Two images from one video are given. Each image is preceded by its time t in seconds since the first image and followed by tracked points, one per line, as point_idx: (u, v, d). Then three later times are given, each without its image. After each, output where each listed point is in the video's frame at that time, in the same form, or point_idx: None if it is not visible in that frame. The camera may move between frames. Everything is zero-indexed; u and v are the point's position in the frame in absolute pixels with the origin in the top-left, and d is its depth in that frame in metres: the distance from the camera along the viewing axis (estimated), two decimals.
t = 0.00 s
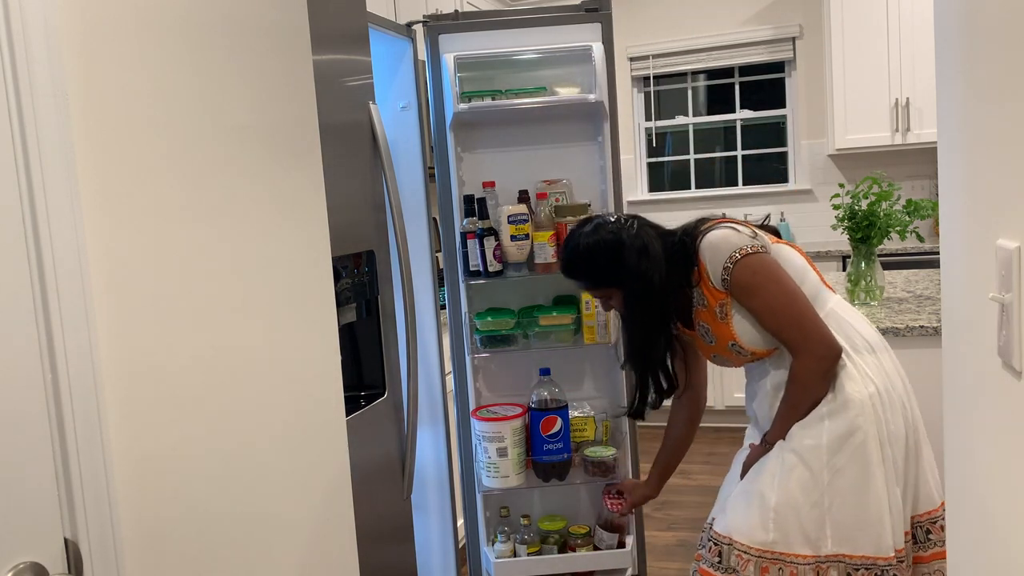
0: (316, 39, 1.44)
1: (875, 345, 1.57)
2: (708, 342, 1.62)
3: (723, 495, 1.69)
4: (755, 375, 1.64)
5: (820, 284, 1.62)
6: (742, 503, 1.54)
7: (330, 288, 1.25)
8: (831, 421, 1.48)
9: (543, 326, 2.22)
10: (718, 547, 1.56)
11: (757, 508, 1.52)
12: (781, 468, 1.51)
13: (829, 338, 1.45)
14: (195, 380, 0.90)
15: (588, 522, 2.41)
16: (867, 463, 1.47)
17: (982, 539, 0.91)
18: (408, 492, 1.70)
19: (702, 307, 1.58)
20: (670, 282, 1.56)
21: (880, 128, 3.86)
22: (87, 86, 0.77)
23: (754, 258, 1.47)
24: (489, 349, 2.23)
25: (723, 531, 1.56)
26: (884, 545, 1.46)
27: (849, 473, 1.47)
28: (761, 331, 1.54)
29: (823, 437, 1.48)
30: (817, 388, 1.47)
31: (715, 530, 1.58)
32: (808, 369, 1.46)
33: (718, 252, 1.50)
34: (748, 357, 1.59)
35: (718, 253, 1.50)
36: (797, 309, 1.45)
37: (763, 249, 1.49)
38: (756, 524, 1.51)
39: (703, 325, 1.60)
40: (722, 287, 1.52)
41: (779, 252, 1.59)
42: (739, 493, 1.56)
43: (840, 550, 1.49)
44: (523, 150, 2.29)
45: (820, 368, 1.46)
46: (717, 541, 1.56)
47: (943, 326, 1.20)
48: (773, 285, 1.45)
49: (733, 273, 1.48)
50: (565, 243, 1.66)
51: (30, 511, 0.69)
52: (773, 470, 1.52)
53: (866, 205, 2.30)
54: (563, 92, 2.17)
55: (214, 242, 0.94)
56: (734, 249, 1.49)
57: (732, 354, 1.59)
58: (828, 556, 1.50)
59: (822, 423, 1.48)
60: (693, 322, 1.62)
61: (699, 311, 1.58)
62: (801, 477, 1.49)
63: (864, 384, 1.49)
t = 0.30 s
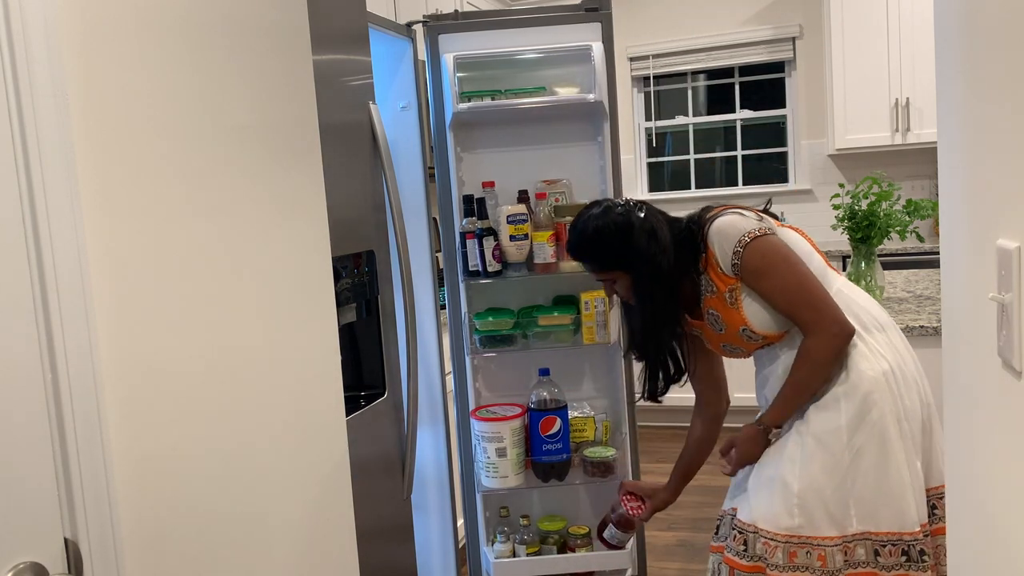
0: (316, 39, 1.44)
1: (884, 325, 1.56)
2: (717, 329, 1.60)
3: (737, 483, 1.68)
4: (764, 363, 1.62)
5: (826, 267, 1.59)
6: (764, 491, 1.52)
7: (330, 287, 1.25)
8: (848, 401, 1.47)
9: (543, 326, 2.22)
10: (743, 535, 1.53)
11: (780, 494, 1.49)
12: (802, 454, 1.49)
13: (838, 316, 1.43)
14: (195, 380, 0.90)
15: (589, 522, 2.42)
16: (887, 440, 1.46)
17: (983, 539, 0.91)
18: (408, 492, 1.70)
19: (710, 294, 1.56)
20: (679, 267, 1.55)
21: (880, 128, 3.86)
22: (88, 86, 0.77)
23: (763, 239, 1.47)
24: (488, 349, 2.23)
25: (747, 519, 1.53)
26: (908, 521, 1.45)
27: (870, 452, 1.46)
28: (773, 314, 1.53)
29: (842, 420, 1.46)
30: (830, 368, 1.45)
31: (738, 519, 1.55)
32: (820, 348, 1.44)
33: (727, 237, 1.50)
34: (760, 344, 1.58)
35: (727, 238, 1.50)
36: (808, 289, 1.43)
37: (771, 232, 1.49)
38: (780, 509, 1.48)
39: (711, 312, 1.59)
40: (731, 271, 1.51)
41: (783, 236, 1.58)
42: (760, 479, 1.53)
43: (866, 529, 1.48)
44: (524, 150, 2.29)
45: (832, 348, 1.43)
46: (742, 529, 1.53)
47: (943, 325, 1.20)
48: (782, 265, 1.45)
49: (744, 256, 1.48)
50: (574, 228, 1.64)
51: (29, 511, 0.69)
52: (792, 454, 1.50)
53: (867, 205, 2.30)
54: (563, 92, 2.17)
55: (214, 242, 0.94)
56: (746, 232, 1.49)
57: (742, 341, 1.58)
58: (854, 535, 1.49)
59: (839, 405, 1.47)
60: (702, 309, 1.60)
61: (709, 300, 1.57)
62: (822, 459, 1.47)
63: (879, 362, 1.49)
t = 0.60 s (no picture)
0: (316, 39, 1.44)
1: (882, 315, 1.55)
2: (719, 304, 1.58)
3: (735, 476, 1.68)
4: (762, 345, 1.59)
5: (833, 255, 1.57)
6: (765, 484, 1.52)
7: (330, 287, 1.25)
8: (844, 392, 1.47)
9: (542, 326, 2.21)
10: (745, 530, 1.53)
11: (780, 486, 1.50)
12: (800, 445, 1.49)
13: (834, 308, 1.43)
14: (195, 380, 0.90)
15: (588, 524, 2.41)
16: (884, 430, 1.46)
17: (983, 538, 0.91)
18: (408, 492, 1.70)
19: (716, 268, 1.54)
20: (694, 222, 1.55)
21: (880, 128, 3.86)
22: (87, 86, 0.77)
23: (779, 221, 1.44)
24: (487, 349, 2.23)
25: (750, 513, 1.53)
26: (906, 511, 1.45)
27: (867, 443, 1.46)
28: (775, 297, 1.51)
29: (838, 409, 1.47)
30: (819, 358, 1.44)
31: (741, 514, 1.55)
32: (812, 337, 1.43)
33: (746, 214, 1.46)
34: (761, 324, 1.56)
35: (743, 216, 1.47)
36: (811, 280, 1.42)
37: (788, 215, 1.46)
38: (779, 502, 1.49)
39: (715, 286, 1.56)
40: (742, 249, 1.48)
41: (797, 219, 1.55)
42: (759, 472, 1.53)
43: (866, 518, 1.48)
44: (523, 149, 2.29)
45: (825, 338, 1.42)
46: (744, 524, 1.53)
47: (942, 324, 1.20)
48: (793, 250, 1.42)
49: (756, 236, 1.44)
50: (586, 183, 1.64)
51: (29, 511, 0.69)
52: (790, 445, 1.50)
53: (867, 205, 2.30)
54: (562, 92, 2.17)
55: (214, 242, 0.94)
56: (765, 212, 1.45)
57: (743, 318, 1.56)
58: (854, 524, 1.49)
59: (835, 396, 1.47)
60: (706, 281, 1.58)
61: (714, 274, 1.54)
62: (820, 451, 1.47)
63: (875, 352, 1.49)
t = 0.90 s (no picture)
0: (316, 40, 1.44)
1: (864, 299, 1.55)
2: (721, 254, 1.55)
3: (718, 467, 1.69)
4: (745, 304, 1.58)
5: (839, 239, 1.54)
6: (753, 480, 1.53)
7: (330, 288, 1.25)
8: (824, 382, 1.47)
9: (540, 326, 2.21)
10: (739, 528, 1.55)
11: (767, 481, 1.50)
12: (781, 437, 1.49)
13: (836, 284, 1.42)
14: (195, 380, 0.90)
15: (585, 524, 2.40)
16: (864, 419, 1.46)
17: (982, 538, 0.91)
18: (408, 492, 1.70)
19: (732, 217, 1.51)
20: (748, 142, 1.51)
21: (880, 128, 3.86)
22: (88, 87, 0.77)
23: (814, 187, 1.42)
24: (485, 349, 2.24)
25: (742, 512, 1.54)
26: (881, 500, 1.45)
27: (847, 433, 1.47)
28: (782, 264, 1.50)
29: (814, 401, 1.47)
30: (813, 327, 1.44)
31: (732, 511, 1.56)
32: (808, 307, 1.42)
33: (784, 167, 1.43)
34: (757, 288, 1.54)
35: (782, 171, 1.43)
36: (824, 251, 1.41)
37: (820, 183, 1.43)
38: (767, 496, 1.49)
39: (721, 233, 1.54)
40: (766, 205, 1.45)
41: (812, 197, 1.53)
42: (745, 467, 1.54)
43: (846, 506, 1.49)
44: (523, 149, 2.29)
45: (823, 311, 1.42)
46: (737, 523, 1.55)
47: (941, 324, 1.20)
48: (808, 221, 1.41)
49: (786, 196, 1.42)
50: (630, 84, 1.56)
51: (29, 510, 0.69)
52: (773, 438, 1.50)
53: (866, 205, 2.29)
54: (560, 92, 2.17)
55: (214, 243, 0.94)
56: (802, 173, 1.42)
57: (736, 273, 1.54)
58: (835, 511, 1.50)
59: (817, 386, 1.47)
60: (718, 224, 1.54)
61: (728, 222, 1.51)
62: (803, 444, 1.47)
63: (855, 340, 1.48)
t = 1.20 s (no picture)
0: (316, 40, 1.44)
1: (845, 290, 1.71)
2: (727, 211, 1.71)
3: (715, 457, 1.82)
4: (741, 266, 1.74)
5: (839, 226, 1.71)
6: (750, 468, 1.66)
7: (330, 288, 1.25)
8: (810, 370, 1.62)
9: (536, 328, 2.21)
10: (741, 514, 1.68)
11: (765, 465, 1.64)
12: (771, 426, 1.64)
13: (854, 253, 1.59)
14: (195, 381, 0.90)
15: (584, 525, 2.40)
16: (847, 403, 1.61)
17: (982, 538, 0.91)
18: (409, 492, 1.70)
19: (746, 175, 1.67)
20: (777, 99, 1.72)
21: (880, 128, 3.86)
22: (87, 87, 0.77)
23: (841, 154, 1.59)
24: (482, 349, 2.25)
25: (743, 497, 1.67)
26: (859, 484, 1.60)
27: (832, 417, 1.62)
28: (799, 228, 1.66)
29: (797, 391, 1.62)
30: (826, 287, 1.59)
31: (733, 497, 1.69)
32: (823, 270, 1.57)
33: (815, 130, 1.60)
34: (753, 249, 1.69)
35: (812, 133, 1.60)
36: (842, 218, 1.58)
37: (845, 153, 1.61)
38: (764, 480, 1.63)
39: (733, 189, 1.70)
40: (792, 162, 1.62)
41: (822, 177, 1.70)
42: (744, 454, 1.67)
43: (830, 490, 1.65)
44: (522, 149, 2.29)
45: (834, 274, 1.57)
46: (740, 508, 1.68)
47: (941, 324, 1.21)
48: (837, 190, 1.58)
49: (816, 156, 1.59)
50: (683, 24, 1.72)
51: (28, 510, 0.69)
52: (768, 424, 1.64)
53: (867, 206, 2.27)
54: (558, 92, 2.17)
55: (213, 245, 0.94)
56: (832, 139, 1.59)
57: (738, 232, 1.70)
58: (821, 494, 1.66)
59: (804, 372, 1.62)
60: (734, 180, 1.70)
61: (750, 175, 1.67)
62: (797, 428, 1.61)
63: (839, 329, 1.64)
